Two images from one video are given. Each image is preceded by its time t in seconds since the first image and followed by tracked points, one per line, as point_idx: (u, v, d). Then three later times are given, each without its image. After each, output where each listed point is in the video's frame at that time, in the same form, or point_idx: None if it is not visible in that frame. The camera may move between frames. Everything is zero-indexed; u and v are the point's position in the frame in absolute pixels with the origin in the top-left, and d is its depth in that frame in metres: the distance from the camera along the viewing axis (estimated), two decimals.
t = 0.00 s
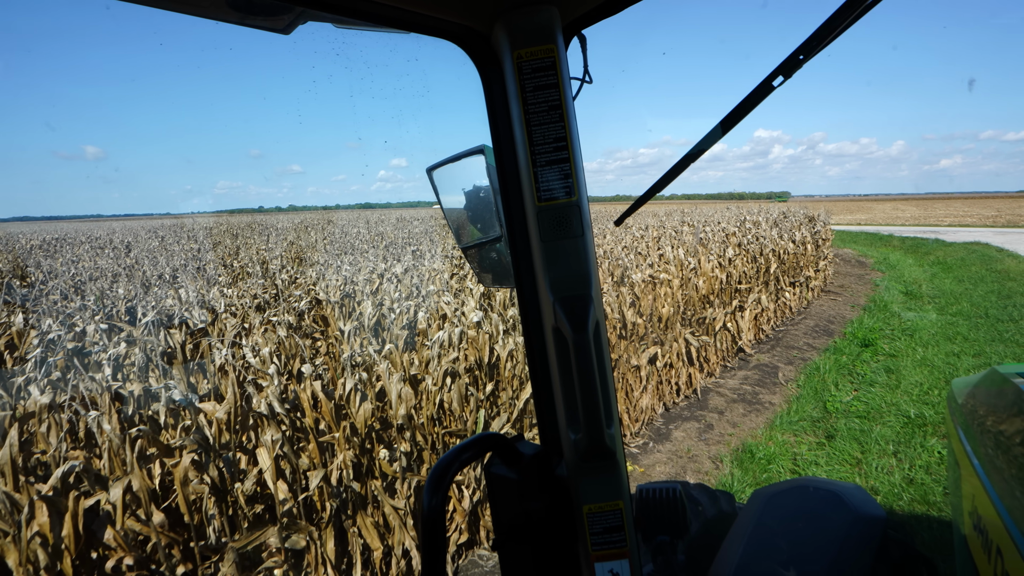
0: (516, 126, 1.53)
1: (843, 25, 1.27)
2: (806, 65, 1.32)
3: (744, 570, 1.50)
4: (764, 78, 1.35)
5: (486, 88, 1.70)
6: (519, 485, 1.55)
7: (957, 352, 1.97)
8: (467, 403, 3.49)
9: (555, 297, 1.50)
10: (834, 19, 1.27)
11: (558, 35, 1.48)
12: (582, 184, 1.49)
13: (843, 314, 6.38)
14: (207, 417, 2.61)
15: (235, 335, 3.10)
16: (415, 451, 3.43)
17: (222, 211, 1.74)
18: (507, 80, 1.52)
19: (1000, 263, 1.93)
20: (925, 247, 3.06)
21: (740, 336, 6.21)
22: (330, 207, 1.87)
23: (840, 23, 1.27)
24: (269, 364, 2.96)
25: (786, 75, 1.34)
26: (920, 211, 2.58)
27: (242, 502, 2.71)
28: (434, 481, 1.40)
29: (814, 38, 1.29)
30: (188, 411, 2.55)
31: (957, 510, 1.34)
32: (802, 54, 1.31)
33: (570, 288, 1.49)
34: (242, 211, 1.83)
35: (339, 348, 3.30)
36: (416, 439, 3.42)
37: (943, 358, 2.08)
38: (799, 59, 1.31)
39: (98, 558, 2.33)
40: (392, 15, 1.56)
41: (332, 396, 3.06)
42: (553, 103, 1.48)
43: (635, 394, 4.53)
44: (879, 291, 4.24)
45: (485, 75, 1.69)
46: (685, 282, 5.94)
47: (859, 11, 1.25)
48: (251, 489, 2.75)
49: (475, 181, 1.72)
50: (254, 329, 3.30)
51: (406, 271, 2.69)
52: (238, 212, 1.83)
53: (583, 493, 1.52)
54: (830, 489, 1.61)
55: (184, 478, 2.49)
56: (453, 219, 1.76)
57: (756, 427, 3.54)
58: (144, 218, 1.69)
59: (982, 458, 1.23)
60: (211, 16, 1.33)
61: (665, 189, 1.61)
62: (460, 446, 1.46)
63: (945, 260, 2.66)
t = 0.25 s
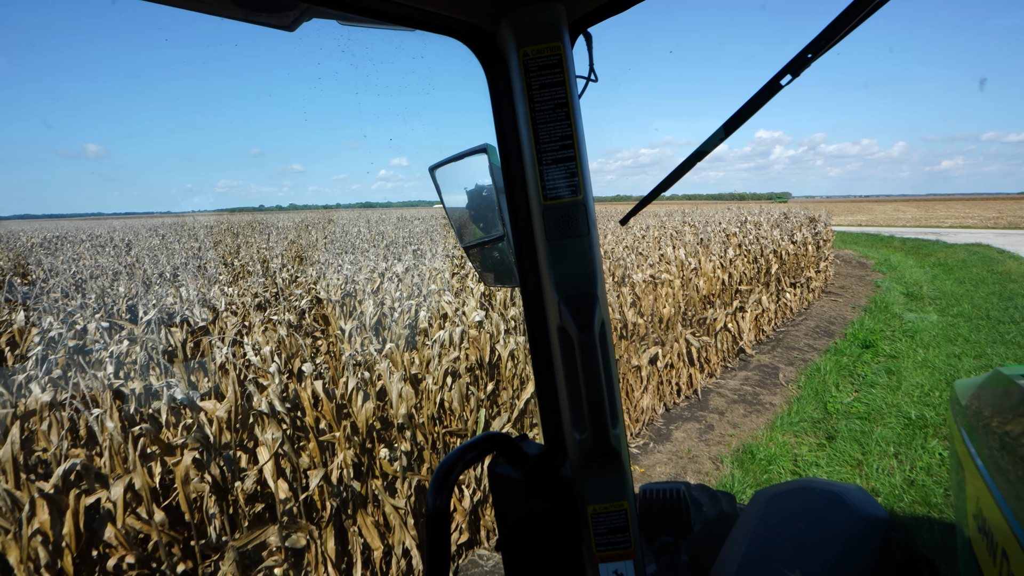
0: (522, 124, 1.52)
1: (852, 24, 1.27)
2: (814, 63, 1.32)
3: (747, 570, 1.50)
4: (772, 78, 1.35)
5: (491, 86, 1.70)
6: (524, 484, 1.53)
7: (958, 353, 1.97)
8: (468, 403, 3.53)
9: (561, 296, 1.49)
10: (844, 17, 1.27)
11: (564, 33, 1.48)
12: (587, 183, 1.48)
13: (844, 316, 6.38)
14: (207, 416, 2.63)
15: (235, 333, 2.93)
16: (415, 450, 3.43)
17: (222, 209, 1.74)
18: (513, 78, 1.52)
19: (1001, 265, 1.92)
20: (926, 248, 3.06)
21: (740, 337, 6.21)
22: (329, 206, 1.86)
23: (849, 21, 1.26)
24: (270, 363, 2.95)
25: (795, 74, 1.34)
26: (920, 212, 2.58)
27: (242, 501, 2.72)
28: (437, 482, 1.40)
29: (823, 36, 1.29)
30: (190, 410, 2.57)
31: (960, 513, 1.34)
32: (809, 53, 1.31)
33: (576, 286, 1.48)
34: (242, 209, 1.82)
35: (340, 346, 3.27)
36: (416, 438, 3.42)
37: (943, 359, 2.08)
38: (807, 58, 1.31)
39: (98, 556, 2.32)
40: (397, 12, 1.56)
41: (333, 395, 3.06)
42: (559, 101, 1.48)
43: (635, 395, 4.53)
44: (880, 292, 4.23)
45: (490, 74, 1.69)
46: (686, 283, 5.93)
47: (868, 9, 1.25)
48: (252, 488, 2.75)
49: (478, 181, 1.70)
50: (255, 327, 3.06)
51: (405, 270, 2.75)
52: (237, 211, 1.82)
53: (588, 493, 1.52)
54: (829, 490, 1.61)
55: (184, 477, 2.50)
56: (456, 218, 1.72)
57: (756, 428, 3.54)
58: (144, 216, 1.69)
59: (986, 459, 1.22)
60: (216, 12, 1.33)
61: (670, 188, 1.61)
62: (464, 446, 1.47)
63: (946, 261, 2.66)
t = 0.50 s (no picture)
0: (542, 117, 1.51)
1: (875, 20, 1.27)
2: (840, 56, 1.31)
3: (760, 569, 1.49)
4: (796, 71, 1.34)
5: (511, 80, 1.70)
6: (542, 481, 1.57)
7: (967, 355, 1.95)
8: (474, 402, 3.52)
9: (581, 291, 1.48)
10: (867, 13, 1.26)
11: (586, 24, 1.45)
12: (607, 177, 1.47)
13: (851, 317, 6.36)
14: (214, 414, 2.60)
15: (242, 330, 2.98)
16: (421, 448, 3.42)
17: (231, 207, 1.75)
18: (533, 70, 1.50)
19: (1010, 266, 1.91)
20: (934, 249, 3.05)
21: (746, 338, 6.20)
22: (337, 204, 1.87)
23: (873, 17, 1.26)
24: (277, 360, 2.92)
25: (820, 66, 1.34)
26: (928, 213, 2.57)
27: (249, 499, 2.71)
28: (458, 479, 1.42)
29: (849, 29, 1.28)
30: (197, 407, 2.58)
31: (977, 514, 1.33)
32: (836, 45, 1.30)
33: (597, 281, 1.46)
34: (250, 207, 1.83)
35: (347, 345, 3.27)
36: (422, 437, 3.40)
37: (952, 361, 2.06)
38: (834, 50, 1.30)
39: (105, 553, 2.33)
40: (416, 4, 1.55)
41: (341, 393, 3.07)
42: (580, 93, 1.46)
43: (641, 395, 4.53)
44: (887, 293, 4.21)
45: (511, 65, 1.69)
46: (692, 283, 5.93)
47: (893, 5, 1.24)
48: (258, 486, 2.74)
49: (488, 179, 1.65)
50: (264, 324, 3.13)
51: (413, 268, 3.46)
52: (245, 209, 1.83)
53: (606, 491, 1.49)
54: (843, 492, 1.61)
55: (192, 474, 2.51)
56: (465, 215, 1.71)
57: (762, 428, 3.53)
58: (153, 214, 1.70)
59: (1004, 459, 1.21)
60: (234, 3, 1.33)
61: (686, 186, 1.62)
62: (482, 443, 1.49)
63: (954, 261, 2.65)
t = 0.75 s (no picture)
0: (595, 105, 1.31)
1: None
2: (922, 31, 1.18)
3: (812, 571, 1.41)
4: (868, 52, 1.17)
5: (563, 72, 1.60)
6: (592, 475, 1.41)
7: None
8: (511, 397, 3.51)
9: (635, 282, 1.29)
10: None
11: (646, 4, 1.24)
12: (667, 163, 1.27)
13: (903, 315, 6.11)
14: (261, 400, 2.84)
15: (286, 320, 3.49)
16: (459, 441, 3.40)
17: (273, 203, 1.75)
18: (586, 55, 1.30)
19: None
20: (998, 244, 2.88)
21: (791, 336, 6.02)
22: (376, 199, 1.85)
23: None
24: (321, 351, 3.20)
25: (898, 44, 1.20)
26: (993, 206, 2.43)
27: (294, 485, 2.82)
28: (511, 467, 1.32)
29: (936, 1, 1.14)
30: (246, 394, 2.82)
31: None
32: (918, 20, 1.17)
33: (653, 271, 1.27)
34: (291, 203, 1.83)
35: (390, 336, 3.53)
36: (461, 430, 3.39)
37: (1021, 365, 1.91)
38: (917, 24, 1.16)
39: (161, 531, 2.53)
40: None
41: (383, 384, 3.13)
42: (638, 78, 1.26)
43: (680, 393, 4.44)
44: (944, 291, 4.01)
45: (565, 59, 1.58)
46: (736, 279, 5.78)
47: None
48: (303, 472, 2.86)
49: (531, 171, 1.59)
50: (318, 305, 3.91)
51: (451, 261, 3.74)
52: (286, 204, 1.83)
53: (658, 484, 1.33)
54: (899, 498, 1.53)
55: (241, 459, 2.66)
56: (507, 207, 1.65)
57: (808, 429, 3.41)
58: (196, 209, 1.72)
59: None
60: None
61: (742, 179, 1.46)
62: (533, 435, 1.39)
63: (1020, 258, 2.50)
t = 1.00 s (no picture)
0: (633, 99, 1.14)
1: None
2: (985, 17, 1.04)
3: None
4: (932, 35, 1.02)
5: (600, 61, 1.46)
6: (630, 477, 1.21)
7: None
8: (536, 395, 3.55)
9: (675, 280, 1.13)
10: None
11: None
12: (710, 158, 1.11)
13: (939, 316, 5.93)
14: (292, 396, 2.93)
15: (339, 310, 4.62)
16: (483, 438, 3.41)
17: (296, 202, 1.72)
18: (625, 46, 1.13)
19: None
20: None
21: (822, 338, 5.89)
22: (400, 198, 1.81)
23: None
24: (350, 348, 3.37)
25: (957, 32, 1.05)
26: None
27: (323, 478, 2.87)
28: (550, 464, 1.12)
29: None
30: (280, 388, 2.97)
31: None
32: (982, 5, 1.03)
33: (693, 269, 1.11)
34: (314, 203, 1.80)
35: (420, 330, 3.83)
36: (485, 428, 3.41)
37: None
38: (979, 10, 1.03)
39: (195, 521, 2.58)
40: None
41: (410, 380, 3.18)
42: (681, 70, 1.09)
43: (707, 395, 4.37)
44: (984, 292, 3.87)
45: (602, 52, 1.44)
46: (765, 279, 5.66)
47: None
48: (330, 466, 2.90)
49: (558, 168, 1.54)
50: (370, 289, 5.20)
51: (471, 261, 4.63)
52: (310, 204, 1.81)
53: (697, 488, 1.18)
54: (940, 506, 1.45)
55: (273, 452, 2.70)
56: (536, 205, 1.61)
57: (839, 433, 3.32)
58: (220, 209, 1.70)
59: None
60: None
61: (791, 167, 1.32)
62: (569, 434, 1.18)
63: None
